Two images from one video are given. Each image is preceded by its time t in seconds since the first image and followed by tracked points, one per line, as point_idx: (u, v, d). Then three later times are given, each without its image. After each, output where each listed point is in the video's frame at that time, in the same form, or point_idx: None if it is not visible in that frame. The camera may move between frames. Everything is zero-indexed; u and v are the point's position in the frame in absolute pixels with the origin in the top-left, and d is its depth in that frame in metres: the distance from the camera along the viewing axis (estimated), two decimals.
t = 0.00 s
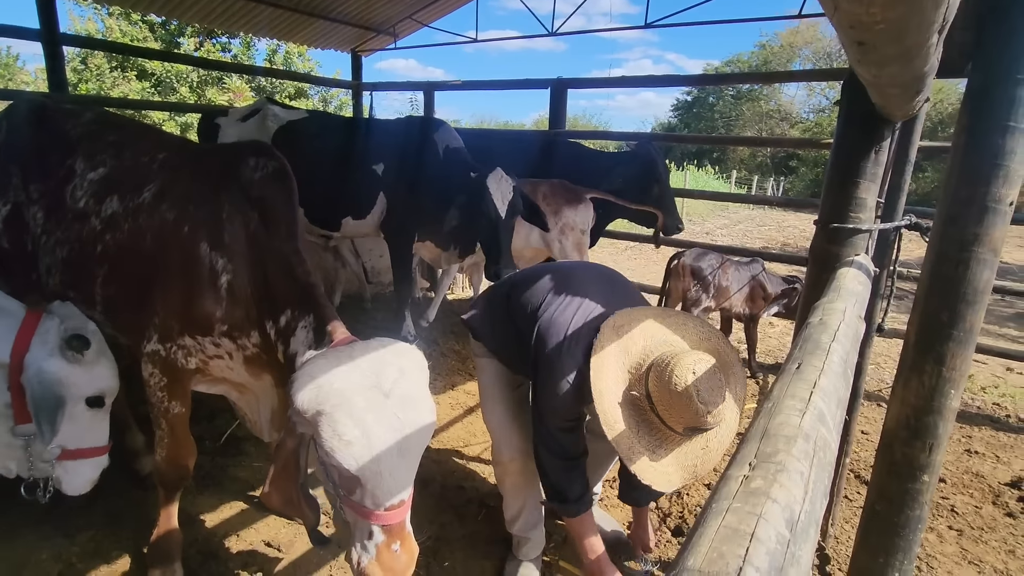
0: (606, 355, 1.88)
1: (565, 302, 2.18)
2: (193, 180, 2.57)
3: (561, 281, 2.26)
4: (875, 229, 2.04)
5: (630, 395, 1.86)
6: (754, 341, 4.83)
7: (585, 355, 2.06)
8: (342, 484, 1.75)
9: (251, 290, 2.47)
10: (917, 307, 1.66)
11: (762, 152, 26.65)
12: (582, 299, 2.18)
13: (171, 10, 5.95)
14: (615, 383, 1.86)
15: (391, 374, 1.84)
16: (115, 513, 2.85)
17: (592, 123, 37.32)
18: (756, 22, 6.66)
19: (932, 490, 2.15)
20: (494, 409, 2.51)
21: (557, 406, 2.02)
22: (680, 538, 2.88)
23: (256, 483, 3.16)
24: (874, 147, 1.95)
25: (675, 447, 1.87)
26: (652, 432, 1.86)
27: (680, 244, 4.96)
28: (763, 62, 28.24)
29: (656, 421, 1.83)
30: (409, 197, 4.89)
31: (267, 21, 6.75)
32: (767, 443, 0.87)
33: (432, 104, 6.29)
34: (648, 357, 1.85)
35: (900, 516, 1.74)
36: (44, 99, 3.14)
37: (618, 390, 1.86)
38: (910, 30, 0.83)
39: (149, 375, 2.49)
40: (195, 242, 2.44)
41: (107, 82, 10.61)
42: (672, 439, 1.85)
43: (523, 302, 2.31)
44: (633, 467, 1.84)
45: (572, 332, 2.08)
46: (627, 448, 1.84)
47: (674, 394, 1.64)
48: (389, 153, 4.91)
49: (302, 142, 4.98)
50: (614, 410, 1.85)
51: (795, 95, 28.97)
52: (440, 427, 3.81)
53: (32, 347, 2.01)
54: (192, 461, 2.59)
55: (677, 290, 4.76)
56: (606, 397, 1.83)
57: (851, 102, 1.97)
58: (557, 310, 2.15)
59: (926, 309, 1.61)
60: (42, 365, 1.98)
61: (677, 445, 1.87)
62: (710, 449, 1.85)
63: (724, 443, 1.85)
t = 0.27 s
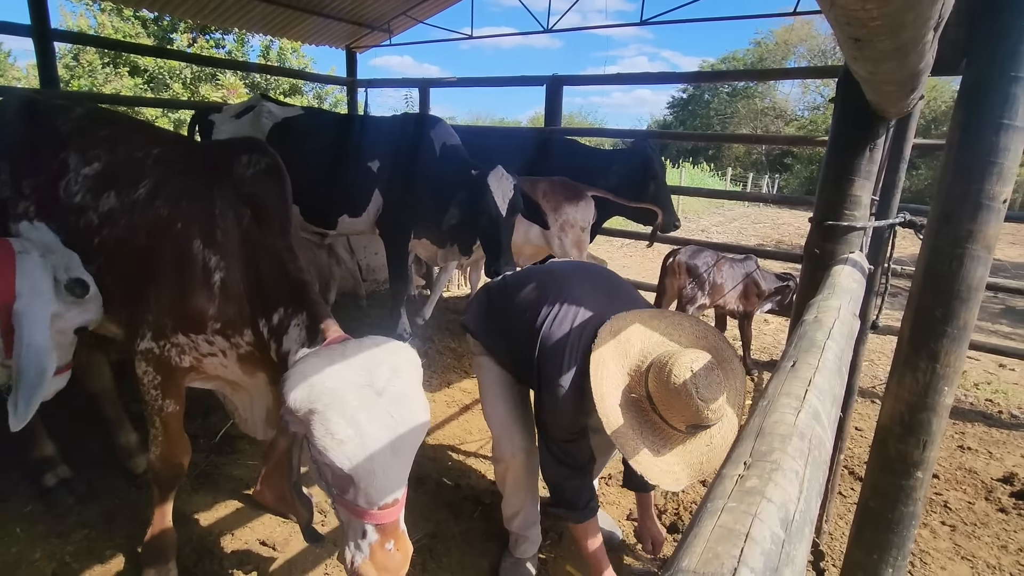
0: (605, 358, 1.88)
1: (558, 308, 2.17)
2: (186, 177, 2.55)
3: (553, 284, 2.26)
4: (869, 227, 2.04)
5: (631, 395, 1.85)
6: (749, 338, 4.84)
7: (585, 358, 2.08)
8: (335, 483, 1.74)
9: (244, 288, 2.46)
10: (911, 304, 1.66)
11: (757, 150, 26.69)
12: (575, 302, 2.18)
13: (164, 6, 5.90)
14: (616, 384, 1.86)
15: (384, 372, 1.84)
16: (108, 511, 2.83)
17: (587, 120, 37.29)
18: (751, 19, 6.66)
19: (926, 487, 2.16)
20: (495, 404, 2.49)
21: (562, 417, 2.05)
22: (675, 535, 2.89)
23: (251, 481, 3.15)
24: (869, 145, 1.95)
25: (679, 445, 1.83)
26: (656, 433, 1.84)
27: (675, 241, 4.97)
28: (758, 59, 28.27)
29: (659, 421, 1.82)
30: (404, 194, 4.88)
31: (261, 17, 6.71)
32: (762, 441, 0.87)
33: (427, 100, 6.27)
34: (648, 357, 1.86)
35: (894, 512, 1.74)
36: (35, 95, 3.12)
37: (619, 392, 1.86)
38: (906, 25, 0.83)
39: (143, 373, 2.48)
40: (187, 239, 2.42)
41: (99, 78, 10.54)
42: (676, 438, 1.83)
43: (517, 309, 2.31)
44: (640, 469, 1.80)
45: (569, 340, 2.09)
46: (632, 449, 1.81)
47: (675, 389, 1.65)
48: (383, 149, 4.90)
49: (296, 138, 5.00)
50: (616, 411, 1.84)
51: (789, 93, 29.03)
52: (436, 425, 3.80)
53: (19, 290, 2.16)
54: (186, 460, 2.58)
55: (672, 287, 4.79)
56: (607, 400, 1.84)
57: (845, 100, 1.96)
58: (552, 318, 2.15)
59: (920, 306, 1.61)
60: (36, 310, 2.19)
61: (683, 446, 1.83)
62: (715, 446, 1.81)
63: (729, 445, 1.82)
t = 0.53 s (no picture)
0: (594, 315, 1.83)
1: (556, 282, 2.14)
2: (179, 175, 2.54)
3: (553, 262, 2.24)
4: (864, 224, 2.04)
5: (621, 349, 1.77)
6: (745, 336, 4.85)
7: (572, 321, 2.02)
8: (327, 481, 1.74)
9: (238, 286, 2.45)
10: (905, 302, 1.66)
11: (753, 148, 26.73)
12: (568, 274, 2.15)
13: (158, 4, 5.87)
14: (606, 337, 1.79)
15: (377, 370, 1.83)
16: (102, 512, 2.82)
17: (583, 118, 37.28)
18: (746, 17, 6.67)
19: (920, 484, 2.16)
20: (500, 421, 2.47)
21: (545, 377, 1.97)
22: (670, 533, 2.89)
23: (246, 481, 3.14)
24: (864, 143, 1.94)
25: (670, 405, 1.75)
26: (646, 390, 1.75)
27: (670, 239, 4.97)
28: (753, 58, 28.31)
29: (649, 378, 1.73)
30: (400, 192, 4.87)
31: (256, 15, 6.69)
32: (754, 440, 0.86)
33: (423, 98, 6.25)
34: (639, 314, 1.79)
35: (887, 510, 1.74)
36: (28, 93, 3.10)
37: (609, 346, 1.78)
38: (899, 23, 0.83)
39: (137, 372, 2.46)
40: (181, 237, 2.41)
41: (93, 76, 10.49)
42: (667, 397, 1.74)
43: (517, 288, 2.29)
44: (628, 425, 1.72)
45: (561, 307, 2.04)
46: (621, 406, 1.71)
47: (662, 338, 1.59)
48: (379, 147, 4.89)
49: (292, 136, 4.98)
50: (604, 365, 1.76)
51: (785, 91, 29.08)
52: (432, 423, 3.80)
53: None
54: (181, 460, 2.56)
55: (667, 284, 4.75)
56: (594, 352, 1.77)
57: (840, 98, 1.96)
58: (546, 286, 2.12)
59: (914, 304, 1.61)
60: None
61: (674, 406, 1.76)
62: (708, 409, 1.75)
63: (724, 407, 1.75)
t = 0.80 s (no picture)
0: (580, 270, 1.79)
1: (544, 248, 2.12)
2: (170, 173, 2.52)
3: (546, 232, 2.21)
4: (858, 224, 2.05)
5: (604, 302, 1.72)
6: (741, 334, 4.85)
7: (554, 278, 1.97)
8: (320, 481, 1.73)
9: (229, 285, 2.43)
10: (898, 302, 1.66)
11: (749, 147, 26.78)
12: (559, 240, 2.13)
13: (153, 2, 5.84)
14: (588, 290, 1.74)
15: (368, 369, 1.82)
16: (95, 512, 2.81)
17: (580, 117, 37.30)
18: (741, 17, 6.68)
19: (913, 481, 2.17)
20: (493, 412, 2.47)
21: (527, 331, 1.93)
22: (666, 531, 2.89)
23: (240, 480, 3.13)
24: (858, 142, 1.94)
25: (654, 362, 1.66)
26: (629, 343, 1.67)
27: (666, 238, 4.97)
28: (749, 57, 28.36)
29: (630, 330, 1.66)
30: (395, 190, 4.85)
31: (252, 13, 6.66)
32: (747, 440, 0.86)
33: (419, 97, 6.24)
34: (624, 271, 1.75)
35: (881, 508, 1.75)
36: (18, 90, 3.08)
37: (591, 299, 1.73)
38: (892, 21, 0.82)
39: (128, 373, 2.44)
40: (172, 236, 2.39)
41: (87, 74, 10.44)
42: (650, 353, 1.65)
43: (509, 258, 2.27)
44: (604, 377, 1.62)
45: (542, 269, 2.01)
46: (601, 356, 1.63)
47: (642, 284, 1.54)
48: (374, 145, 4.88)
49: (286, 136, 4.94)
50: (586, 315, 1.70)
51: (781, 91, 29.15)
52: (427, 422, 3.79)
53: None
54: (174, 460, 2.55)
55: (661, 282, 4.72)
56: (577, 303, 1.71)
57: (835, 96, 1.96)
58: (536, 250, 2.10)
59: (908, 303, 1.61)
60: None
61: (657, 361, 1.66)
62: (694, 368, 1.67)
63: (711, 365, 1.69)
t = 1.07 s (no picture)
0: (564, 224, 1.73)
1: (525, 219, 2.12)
2: (163, 174, 2.52)
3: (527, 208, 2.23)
4: (853, 225, 2.05)
5: (593, 253, 1.66)
6: (737, 335, 4.86)
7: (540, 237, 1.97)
8: (313, 482, 1.72)
9: (222, 285, 2.42)
10: (892, 303, 1.66)
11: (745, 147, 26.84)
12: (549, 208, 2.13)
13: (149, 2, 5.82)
14: (576, 243, 1.68)
15: (363, 369, 1.82)
16: (89, 514, 2.80)
17: (577, 117, 37.33)
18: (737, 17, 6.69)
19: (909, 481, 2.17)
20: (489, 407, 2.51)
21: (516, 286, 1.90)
22: (662, 531, 2.89)
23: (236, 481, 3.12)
24: (853, 143, 1.95)
25: (655, 310, 1.62)
26: (626, 292, 1.62)
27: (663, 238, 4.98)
28: (745, 57, 28.42)
29: (626, 277, 1.61)
30: (392, 190, 4.85)
31: (248, 13, 6.65)
32: (741, 442, 0.86)
33: (415, 97, 6.24)
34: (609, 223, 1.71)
35: (876, 507, 1.75)
36: (11, 91, 3.06)
37: (580, 250, 1.67)
38: (884, 24, 0.83)
39: (121, 374, 2.44)
40: (165, 236, 2.39)
41: (82, 74, 10.41)
42: (649, 301, 1.61)
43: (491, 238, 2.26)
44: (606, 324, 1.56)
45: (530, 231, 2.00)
46: (599, 305, 1.57)
47: (632, 226, 1.51)
48: (371, 146, 4.87)
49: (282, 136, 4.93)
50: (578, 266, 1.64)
51: (777, 91, 29.22)
52: (424, 423, 3.79)
53: None
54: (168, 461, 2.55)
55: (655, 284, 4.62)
56: (566, 255, 1.64)
57: (829, 97, 1.96)
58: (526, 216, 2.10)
59: (902, 304, 1.62)
60: None
61: (655, 306, 1.62)
62: (693, 310, 1.64)
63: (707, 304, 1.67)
